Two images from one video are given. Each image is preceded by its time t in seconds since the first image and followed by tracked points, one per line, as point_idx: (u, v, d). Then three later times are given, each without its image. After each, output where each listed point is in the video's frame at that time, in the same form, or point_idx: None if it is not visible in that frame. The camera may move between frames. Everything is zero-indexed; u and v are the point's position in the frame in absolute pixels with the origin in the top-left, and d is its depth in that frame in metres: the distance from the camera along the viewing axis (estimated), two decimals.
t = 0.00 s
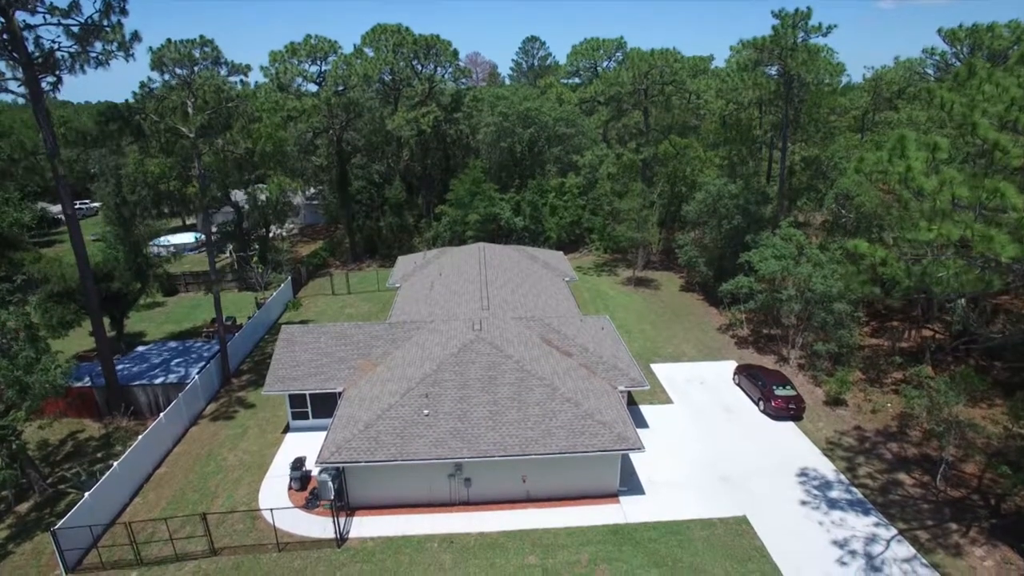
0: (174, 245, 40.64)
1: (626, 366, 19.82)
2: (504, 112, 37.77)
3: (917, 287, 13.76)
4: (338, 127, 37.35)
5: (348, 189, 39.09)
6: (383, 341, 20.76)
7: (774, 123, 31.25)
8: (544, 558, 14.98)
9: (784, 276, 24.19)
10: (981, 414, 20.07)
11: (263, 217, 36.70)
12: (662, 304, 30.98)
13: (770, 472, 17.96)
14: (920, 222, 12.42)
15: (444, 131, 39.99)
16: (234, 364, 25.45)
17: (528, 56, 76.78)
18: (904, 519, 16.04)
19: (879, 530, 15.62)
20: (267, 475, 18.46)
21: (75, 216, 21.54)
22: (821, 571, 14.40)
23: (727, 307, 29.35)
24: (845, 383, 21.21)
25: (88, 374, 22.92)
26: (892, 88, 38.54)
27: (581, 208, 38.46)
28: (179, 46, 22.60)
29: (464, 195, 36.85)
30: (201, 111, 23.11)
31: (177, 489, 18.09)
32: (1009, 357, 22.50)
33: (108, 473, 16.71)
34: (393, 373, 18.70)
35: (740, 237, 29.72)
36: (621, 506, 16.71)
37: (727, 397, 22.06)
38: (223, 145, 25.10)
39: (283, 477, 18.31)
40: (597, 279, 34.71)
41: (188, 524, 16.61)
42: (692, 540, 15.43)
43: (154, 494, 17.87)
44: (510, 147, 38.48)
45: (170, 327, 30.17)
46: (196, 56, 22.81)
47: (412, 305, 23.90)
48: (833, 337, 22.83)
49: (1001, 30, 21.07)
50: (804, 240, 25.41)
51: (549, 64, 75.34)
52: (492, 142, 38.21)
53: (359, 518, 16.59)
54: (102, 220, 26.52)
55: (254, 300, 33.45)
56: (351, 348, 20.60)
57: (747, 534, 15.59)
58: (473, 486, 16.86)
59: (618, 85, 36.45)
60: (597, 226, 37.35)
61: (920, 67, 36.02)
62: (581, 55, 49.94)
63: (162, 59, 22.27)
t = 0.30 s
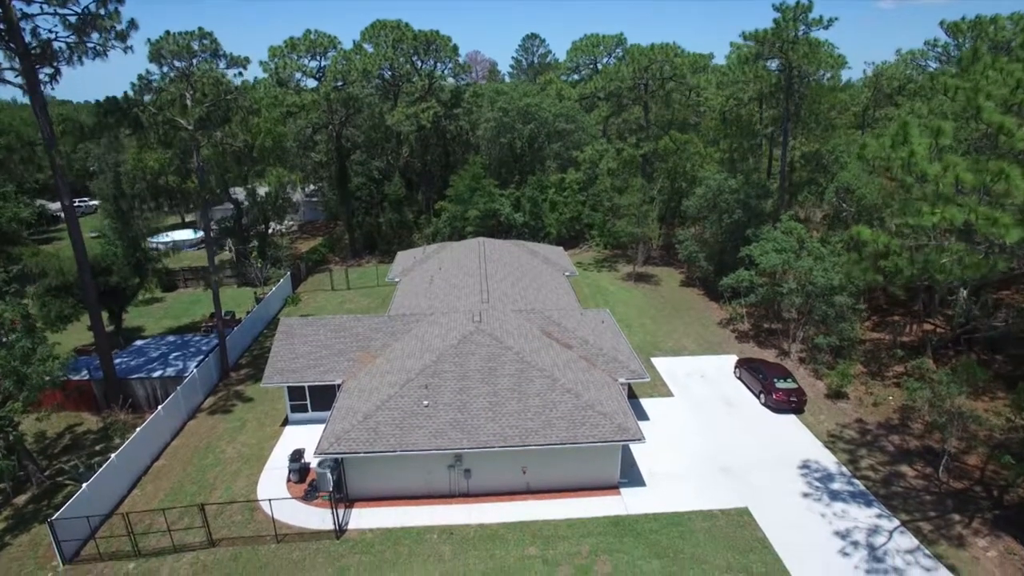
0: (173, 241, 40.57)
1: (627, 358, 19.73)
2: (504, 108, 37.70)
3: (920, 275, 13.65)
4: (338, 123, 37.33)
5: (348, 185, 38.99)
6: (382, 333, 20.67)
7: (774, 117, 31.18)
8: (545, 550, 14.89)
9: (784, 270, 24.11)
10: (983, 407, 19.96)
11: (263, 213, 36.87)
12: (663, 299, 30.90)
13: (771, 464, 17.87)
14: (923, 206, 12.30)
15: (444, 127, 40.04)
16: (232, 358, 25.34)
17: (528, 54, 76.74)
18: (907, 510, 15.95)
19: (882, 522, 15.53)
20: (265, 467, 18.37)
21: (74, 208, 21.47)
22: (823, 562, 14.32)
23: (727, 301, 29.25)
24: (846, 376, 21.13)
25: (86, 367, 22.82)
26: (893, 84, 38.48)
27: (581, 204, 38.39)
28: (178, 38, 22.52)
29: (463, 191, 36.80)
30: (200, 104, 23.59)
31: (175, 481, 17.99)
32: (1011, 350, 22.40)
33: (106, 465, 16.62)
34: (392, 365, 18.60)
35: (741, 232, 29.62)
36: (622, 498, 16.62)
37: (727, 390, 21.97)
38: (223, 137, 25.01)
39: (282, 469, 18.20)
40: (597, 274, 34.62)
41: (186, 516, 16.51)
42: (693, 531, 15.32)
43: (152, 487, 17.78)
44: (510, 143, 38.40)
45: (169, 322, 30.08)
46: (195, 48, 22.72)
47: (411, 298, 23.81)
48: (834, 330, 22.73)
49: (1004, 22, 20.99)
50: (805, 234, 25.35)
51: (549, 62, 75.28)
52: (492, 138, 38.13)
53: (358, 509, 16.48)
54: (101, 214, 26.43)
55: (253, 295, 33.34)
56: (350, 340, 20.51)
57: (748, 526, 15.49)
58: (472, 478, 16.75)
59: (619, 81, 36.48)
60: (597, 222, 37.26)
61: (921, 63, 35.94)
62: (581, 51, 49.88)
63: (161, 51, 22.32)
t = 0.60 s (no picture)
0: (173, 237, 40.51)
1: (628, 350, 19.61)
2: (504, 103, 37.62)
3: (923, 261, 13.53)
4: (337, 118, 37.35)
5: (348, 180, 38.90)
6: (382, 325, 20.56)
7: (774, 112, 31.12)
8: (545, 540, 14.77)
9: (786, 262, 23.99)
10: (987, 399, 19.82)
11: (263, 208, 36.87)
12: (663, 293, 30.77)
13: (773, 455, 17.75)
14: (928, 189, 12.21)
15: (444, 122, 40.14)
16: (231, 352, 25.22)
17: (528, 51, 76.62)
18: (911, 501, 15.82)
19: (885, 512, 15.40)
20: (264, 458, 18.25)
21: (70, 200, 21.19)
22: (826, 552, 14.21)
23: (728, 295, 29.12)
24: (848, 368, 21.01)
25: (83, 360, 22.70)
26: (894, 79, 38.39)
27: (581, 199, 38.27)
28: (176, 28, 22.42)
29: (463, 186, 36.72)
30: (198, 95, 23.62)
31: (173, 473, 17.87)
32: (1014, 343, 22.28)
33: (102, 456, 16.51)
34: (392, 356, 18.47)
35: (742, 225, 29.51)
36: (623, 489, 16.49)
37: (729, 383, 21.84)
38: (222, 129, 24.89)
39: (280, 461, 18.09)
40: (597, 270, 34.50)
41: (183, 507, 16.41)
42: (695, 522, 15.20)
43: (149, 478, 17.65)
44: (510, 138, 38.30)
45: (168, 316, 29.95)
46: (193, 39, 22.63)
47: (411, 291, 23.71)
48: (836, 322, 22.60)
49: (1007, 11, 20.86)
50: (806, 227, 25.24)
51: (549, 59, 75.12)
52: (492, 133, 38.03)
53: (357, 500, 16.36)
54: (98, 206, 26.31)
55: (252, 290, 33.22)
56: (349, 332, 20.39)
57: (750, 516, 15.38)
58: (472, 469, 16.62)
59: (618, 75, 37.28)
60: (597, 218, 37.16)
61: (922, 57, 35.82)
62: (581, 47, 49.76)
63: (159, 42, 22.17)
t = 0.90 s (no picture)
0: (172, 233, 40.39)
1: (629, 341, 19.46)
2: (504, 98, 37.52)
3: (929, 246, 13.36)
4: (336, 112, 37.28)
5: (348, 176, 38.76)
6: (382, 316, 20.42)
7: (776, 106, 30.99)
8: (546, 531, 14.62)
9: (788, 255, 23.84)
10: (991, 391, 19.66)
11: (262, 204, 36.70)
12: (664, 288, 30.63)
13: (776, 447, 17.59)
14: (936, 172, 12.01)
15: (444, 117, 40.13)
16: (229, 345, 25.07)
17: (528, 48, 76.48)
18: (915, 492, 15.67)
19: (890, 503, 15.24)
20: (262, 450, 18.09)
21: (67, 189, 20.73)
22: (830, 542, 14.06)
23: (729, 289, 28.96)
24: (851, 360, 20.86)
25: (81, 353, 22.55)
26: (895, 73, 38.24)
27: (581, 195, 38.14)
28: (174, 19, 22.34)
29: (463, 181, 36.60)
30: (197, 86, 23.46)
31: (170, 464, 17.71)
32: (1017, 335, 22.13)
33: (99, 446, 16.36)
34: (392, 347, 18.33)
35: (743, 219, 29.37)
36: (625, 480, 16.33)
37: (731, 375, 21.69)
38: (221, 121, 24.75)
39: (279, 452, 17.93)
40: (598, 265, 34.36)
41: (181, 498, 16.28)
42: (697, 513, 15.05)
43: (146, 470, 17.50)
44: (510, 133, 38.17)
45: (167, 311, 29.80)
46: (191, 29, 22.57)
47: (411, 284, 23.56)
48: (839, 315, 22.41)
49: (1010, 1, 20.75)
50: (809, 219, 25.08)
51: (549, 56, 74.95)
52: (492, 128, 37.93)
53: (356, 491, 16.20)
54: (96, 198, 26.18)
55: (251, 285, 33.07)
56: (349, 324, 20.25)
57: (753, 507, 15.23)
58: (473, 459, 16.46)
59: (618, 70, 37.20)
60: (598, 213, 37.03)
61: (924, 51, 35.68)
62: (581, 43, 49.64)
63: (157, 32, 22.14)
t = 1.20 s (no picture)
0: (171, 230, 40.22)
1: (631, 333, 19.27)
2: (504, 93, 37.39)
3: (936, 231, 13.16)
4: (336, 107, 37.18)
5: (347, 171, 38.59)
6: (381, 308, 20.25)
7: (777, 99, 30.81)
8: (548, 522, 14.43)
9: (791, 247, 23.65)
10: (996, 383, 19.46)
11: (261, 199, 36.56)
12: (666, 282, 30.43)
13: (780, 438, 17.39)
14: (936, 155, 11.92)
15: (444, 112, 40.14)
16: (228, 339, 24.88)
17: (528, 45, 76.31)
18: (921, 482, 15.49)
19: (896, 494, 15.05)
20: (260, 442, 17.89)
21: (63, 178, 20.59)
22: (836, 533, 13.89)
23: (731, 283, 28.76)
24: (854, 352, 20.68)
25: (78, 345, 22.35)
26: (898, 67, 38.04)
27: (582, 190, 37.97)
28: (172, 8, 22.21)
29: (464, 176, 36.41)
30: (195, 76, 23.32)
31: (168, 456, 17.51)
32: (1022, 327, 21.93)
33: (95, 437, 16.17)
34: (391, 338, 18.14)
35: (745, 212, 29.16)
36: (628, 471, 16.14)
37: (734, 368, 21.49)
38: (219, 112, 24.58)
39: (277, 444, 17.74)
40: (599, 259, 34.16)
41: (178, 489, 16.09)
42: (701, 503, 14.87)
43: (143, 462, 17.28)
44: (510, 128, 38.00)
45: (165, 306, 29.60)
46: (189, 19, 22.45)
47: (411, 275, 23.38)
48: (842, 307, 22.16)
49: None
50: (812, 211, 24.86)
51: (549, 53, 74.71)
52: (492, 123, 37.78)
53: (355, 482, 16.01)
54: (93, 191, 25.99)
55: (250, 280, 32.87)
56: (348, 315, 20.06)
57: (758, 497, 15.04)
58: (473, 450, 16.27)
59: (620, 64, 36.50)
60: (599, 208, 36.84)
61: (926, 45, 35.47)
62: (582, 38, 49.45)
63: (155, 22, 22.01)
